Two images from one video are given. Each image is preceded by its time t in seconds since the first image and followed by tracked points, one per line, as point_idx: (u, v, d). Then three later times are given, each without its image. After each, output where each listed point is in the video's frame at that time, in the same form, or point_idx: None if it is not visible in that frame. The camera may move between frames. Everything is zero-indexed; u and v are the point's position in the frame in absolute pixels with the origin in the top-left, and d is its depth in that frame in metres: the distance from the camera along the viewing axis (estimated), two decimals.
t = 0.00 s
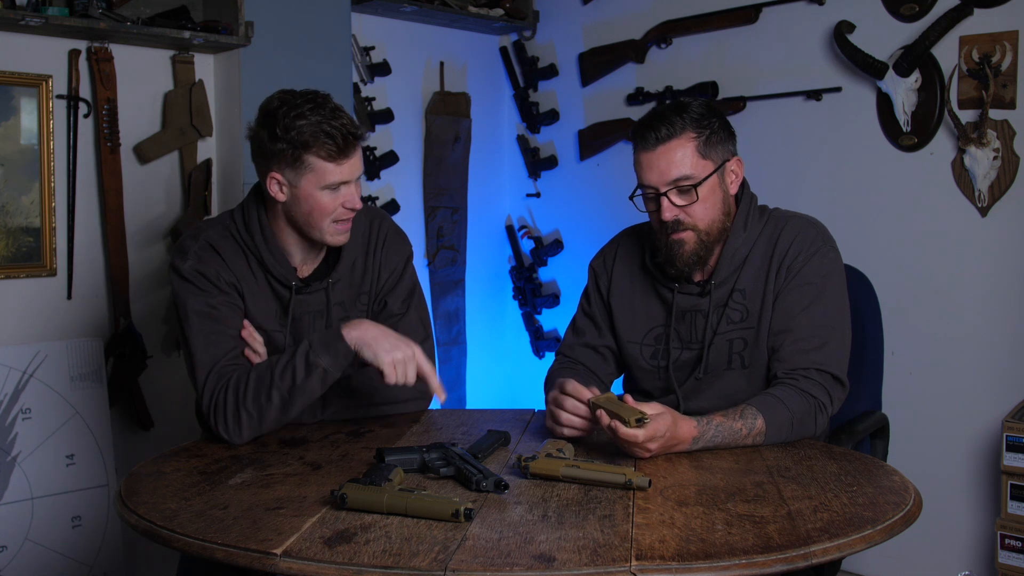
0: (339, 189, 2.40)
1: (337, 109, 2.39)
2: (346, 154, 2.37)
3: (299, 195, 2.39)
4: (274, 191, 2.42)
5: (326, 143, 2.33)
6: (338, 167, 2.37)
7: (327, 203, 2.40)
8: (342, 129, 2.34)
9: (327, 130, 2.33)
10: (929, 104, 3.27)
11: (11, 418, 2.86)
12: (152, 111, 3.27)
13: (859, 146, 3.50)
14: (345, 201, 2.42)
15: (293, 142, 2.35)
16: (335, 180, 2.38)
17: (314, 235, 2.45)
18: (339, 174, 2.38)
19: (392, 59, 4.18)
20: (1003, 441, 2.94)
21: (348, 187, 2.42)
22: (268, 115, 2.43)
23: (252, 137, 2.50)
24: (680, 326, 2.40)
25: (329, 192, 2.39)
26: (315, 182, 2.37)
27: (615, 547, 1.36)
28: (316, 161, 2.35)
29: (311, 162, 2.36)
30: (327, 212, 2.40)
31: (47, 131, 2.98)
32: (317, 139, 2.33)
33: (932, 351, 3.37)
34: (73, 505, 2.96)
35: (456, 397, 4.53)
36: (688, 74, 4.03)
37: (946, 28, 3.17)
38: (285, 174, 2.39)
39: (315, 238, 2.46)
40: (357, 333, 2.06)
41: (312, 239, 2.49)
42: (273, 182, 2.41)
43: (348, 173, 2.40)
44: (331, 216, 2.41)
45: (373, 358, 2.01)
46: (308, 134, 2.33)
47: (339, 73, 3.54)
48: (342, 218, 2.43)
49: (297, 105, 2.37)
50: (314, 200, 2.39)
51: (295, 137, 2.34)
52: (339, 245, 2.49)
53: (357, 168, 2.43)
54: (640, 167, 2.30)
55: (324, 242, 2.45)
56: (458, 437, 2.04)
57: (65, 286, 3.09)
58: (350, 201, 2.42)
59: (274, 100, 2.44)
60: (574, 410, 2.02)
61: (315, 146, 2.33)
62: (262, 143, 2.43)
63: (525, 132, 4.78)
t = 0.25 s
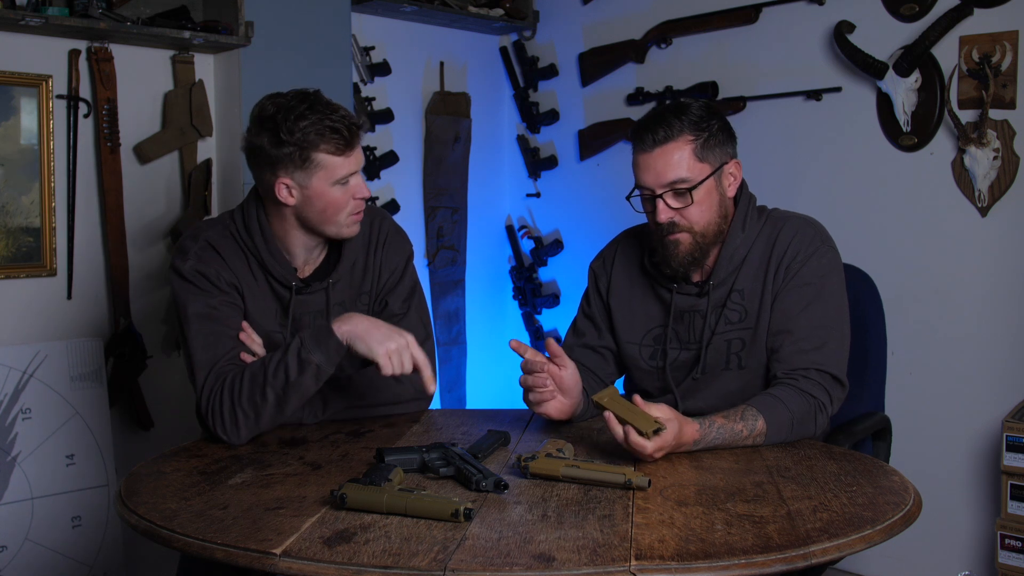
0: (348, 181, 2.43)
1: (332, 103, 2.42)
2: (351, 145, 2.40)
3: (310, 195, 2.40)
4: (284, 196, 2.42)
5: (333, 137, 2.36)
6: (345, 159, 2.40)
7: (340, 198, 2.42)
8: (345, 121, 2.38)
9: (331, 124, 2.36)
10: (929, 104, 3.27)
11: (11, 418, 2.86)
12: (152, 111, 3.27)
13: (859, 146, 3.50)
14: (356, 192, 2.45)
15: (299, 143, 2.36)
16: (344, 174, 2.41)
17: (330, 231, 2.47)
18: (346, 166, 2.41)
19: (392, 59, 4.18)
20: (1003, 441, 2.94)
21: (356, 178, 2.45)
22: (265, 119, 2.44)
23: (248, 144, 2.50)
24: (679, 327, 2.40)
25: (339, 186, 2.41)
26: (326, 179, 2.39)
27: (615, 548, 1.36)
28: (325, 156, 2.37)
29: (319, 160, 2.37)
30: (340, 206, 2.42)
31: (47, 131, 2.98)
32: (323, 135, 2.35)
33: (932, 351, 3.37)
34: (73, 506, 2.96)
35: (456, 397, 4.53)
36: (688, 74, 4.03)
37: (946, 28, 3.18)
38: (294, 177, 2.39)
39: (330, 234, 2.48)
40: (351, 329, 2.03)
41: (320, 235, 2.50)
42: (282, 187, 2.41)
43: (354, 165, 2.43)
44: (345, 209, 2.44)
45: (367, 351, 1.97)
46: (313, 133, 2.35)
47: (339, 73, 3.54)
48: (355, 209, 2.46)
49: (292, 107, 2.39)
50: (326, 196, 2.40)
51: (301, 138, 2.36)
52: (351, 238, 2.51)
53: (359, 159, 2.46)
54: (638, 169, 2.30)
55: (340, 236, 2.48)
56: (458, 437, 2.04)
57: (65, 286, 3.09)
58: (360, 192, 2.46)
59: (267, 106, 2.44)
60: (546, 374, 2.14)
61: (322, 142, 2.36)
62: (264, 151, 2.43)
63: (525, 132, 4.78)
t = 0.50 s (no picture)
0: (343, 177, 2.43)
1: (328, 99, 2.43)
2: (345, 140, 2.41)
3: (303, 189, 2.40)
4: (279, 190, 2.43)
5: (327, 130, 2.37)
6: (339, 154, 2.41)
7: (334, 194, 2.42)
8: (339, 116, 2.39)
9: (326, 118, 2.37)
10: (929, 104, 3.27)
11: (11, 418, 2.86)
12: (152, 111, 3.27)
13: (859, 146, 3.50)
14: (351, 189, 2.45)
15: (293, 135, 2.37)
16: (337, 169, 2.41)
17: (322, 228, 2.46)
18: (340, 162, 2.41)
19: (392, 59, 4.18)
20: (1003, 441, 2.94)
21: (351, 174, 2.45)
22: (262, 114, 2.44)
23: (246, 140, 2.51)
24: (673, 327, 2.40)
25: (333, 182, 2.41)
26: (320, 174, 2.40)
27: (616, 548, 1.36)
28: (319, 150, 2.38)
29: (313, 153, 2.38)
30: (334, 202, 2.42)
31: (47, 131, 2.98)
32: (317, 128, 2.36)
33: (932, 351, 3.37)
34: (73, 505, 2.96)
35: (456, 398, 4.52)
36: (688, 74, 4.03)
37: (946, 28, 3.18)
38: (288, 171, 2.40)
39: (324, 232, 2.47)
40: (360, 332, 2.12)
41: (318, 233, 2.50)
42: (277, 180, 2.42)
43: (349, 160, 2.43)
44: (338, 206, 2.43)
45: (378, 357, 2.11)
46: (307, 126, 2.36)
47: (340, 73, 3.54)
48: (349, 206, 2.46)
49: (288, 101, 2.41)
50: (319, 192, 2.41)
51: (295, 131, 2.37)
52: (345, 237, 2.50)
53: (354, 157, 2.46)
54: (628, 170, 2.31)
55: (334, 235, 2.46)
56: (458, 437, 2.04)
57: (65, 286, 3.09)
58: (354, 188, 2.45)
59: (264, 100, 2.45)
60: (575, 396, 2.01)
61: (316, 135, 2.37)
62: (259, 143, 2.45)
63: (525, 132, 4.78)
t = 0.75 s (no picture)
0: (349, 187, 2.43)
1: (333, 109, 2.42)
2: (353, 152, 2.41)
3: (311, 200, 2.39)
4: (284, 201, 2.41)
5: (336, 143, 2.37)
6: (347, 165, 2.41)
7: (340, 204, 2.41)
8: (347, 127, 2.38)
9: (335, 131, 2.36)
10: (929, 104, 3.27)
11: (11, 418, 2.86)
12: (152, 111, 3.26)
13: (859, 146, 3.50)
14: (357, 198, 2.44)
15: (302, 147, 2.36)
16: (345, 180, 2.41)
17: (331, 236, 2.45)
18: (348, 173, 2.41)
19: (392, 59, 4.18)
20: (1003, 441, 2.94)
21: (357, 184, 2.45)
22: (267, 124, 2.42)
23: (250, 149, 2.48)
24: (667, 327, 2.41)
25: (341, 192, 2.41)
26: (328, 184, 2.39)
27: (616, 548, 1.36)
28: (328, 162, 2.37)
29: (321, 165, 2.37)
30: (342, 212, 2.42)
31: (47, 131, 2.98)
32: (325, 140, 2.36)
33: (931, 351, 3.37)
34: (73, 505, 2.96)
35: (456, 397, 4.53)
36: (688, 74, 4.03)
37: (946, 28, 3.18)
38: (296, 182, 2.38)
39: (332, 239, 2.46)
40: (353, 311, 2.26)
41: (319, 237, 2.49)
42: (283, 192, 2.40)
43: (355, 171, 2.43)
44: (347, 214, 2.43)
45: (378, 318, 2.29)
46: (316, 139, 2.35)
47: (340, 73, 3.54)
48: (356, 215, 2.46)
49: (294, 111, 2.38)
50: (326, 203, 2.40)
51: (304, 143, 2.35)
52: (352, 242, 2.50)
53: (359, 166, 2.46)
54: (619, 172, 2.31)
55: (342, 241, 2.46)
56: (458, 437, 2.04)
57: (65, 286, 3.09)
58: (361, 197, 2.45)
59: (270, 110, 2.42)
60: (565, 404, 2.03)
61: (326, 147, 2.36)
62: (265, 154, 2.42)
63: (525, 132, 4.78)
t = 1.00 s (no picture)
0: (323, 213, 2.32)
1: (339, 133, 2.29)
2: (335, 182, 2.27)
3: (285, 210, 2.34)
4: (265, 199, 2.39)
5: (312, 167, 2.24)
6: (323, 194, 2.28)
7: (310, 224, 2.33)
8: (333, 156, 2.23)
9: (317, 157, 2.23)
10: (929, 104, 3.27)
11: (11, 418, 2.86)
12: (152, 111, 3.26)
13: (858, 146, 3.50)
14: (328, 226, 2.33)
15: (283, 156, 2.27)
16: (319, 205, 2.30)
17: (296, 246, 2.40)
18: (324, 200, 2.29)
19: (392, 59, 4.18)
20: (1003, 441, 2.94)
21: (334, 214, 2.32)
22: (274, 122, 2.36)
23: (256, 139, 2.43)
24: (668, 328, 2.41)
25: (312, 215, 2.32)
26: (299, 202, 2.30)
27: (616, 548, 1.36)
28: (302, 182, 2.27)
29: (299, 182, 2.28)
30: (307, 232, 2.34)
31: (47, 131, 2.98)
32: (305, 161, 2.25)
33: (931, 351, 3.37)
34: (74, 505, 2.96)
35: (456, 397, 4.53)
36: (688, 74, 4.03)
37: (946, 28, 3.18)
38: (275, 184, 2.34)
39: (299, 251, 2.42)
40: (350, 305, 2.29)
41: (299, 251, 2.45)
42: (265, 189, 2.38)
43: (336, 201, 2.30)
44: (312, 236, 2.35)
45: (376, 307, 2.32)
46: (300, 152, 2.25)
47: (340, 73, 3.54)
48: (324, 241, 2.36)
49: (302, 119, 2.31)
50: (296, 218, 2.33)
51: (289, 151, 2.26)
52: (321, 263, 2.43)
53: (348, 195, 2.32)
54: (621, 175, 2.30)
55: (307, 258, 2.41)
56: (458, 437, 2.04)
57: (65, 286, 3.09)
58: (333, 227, 2.34)
59: (282, 108, 2.36)
60: (565, 405, 2.03)
61: (303, 168, 2.25)
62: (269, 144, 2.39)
63: (525, 132, 4.78)
